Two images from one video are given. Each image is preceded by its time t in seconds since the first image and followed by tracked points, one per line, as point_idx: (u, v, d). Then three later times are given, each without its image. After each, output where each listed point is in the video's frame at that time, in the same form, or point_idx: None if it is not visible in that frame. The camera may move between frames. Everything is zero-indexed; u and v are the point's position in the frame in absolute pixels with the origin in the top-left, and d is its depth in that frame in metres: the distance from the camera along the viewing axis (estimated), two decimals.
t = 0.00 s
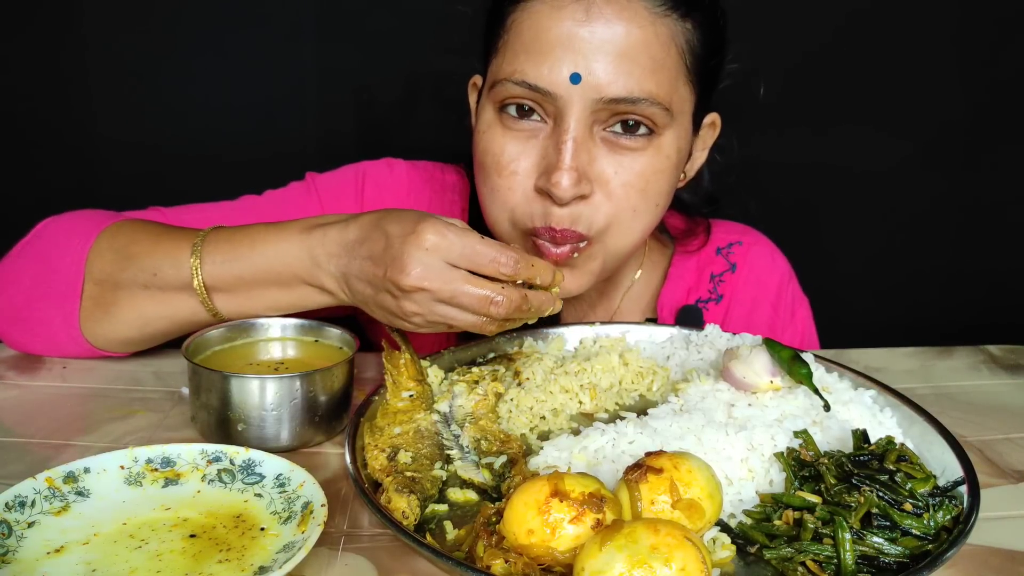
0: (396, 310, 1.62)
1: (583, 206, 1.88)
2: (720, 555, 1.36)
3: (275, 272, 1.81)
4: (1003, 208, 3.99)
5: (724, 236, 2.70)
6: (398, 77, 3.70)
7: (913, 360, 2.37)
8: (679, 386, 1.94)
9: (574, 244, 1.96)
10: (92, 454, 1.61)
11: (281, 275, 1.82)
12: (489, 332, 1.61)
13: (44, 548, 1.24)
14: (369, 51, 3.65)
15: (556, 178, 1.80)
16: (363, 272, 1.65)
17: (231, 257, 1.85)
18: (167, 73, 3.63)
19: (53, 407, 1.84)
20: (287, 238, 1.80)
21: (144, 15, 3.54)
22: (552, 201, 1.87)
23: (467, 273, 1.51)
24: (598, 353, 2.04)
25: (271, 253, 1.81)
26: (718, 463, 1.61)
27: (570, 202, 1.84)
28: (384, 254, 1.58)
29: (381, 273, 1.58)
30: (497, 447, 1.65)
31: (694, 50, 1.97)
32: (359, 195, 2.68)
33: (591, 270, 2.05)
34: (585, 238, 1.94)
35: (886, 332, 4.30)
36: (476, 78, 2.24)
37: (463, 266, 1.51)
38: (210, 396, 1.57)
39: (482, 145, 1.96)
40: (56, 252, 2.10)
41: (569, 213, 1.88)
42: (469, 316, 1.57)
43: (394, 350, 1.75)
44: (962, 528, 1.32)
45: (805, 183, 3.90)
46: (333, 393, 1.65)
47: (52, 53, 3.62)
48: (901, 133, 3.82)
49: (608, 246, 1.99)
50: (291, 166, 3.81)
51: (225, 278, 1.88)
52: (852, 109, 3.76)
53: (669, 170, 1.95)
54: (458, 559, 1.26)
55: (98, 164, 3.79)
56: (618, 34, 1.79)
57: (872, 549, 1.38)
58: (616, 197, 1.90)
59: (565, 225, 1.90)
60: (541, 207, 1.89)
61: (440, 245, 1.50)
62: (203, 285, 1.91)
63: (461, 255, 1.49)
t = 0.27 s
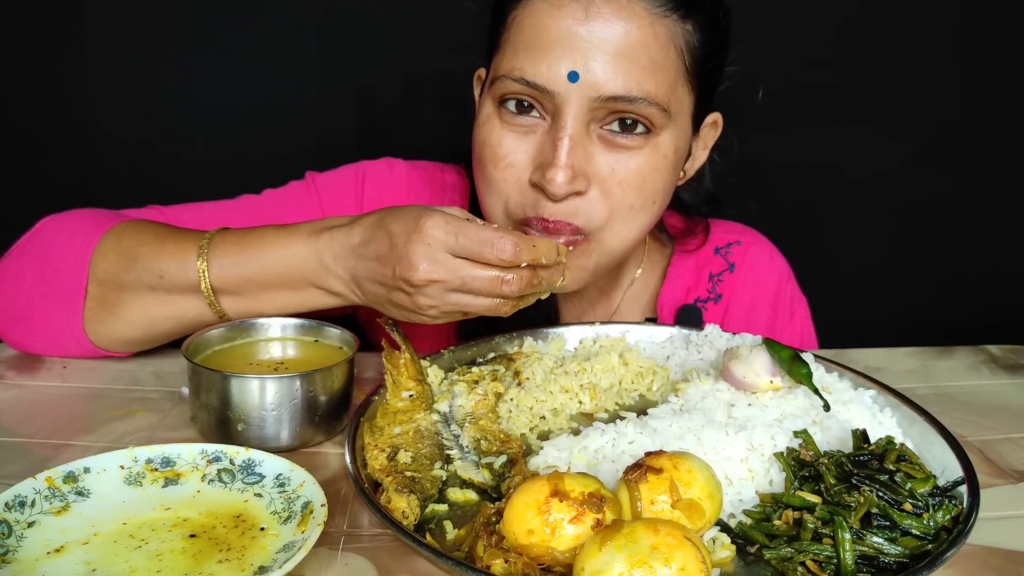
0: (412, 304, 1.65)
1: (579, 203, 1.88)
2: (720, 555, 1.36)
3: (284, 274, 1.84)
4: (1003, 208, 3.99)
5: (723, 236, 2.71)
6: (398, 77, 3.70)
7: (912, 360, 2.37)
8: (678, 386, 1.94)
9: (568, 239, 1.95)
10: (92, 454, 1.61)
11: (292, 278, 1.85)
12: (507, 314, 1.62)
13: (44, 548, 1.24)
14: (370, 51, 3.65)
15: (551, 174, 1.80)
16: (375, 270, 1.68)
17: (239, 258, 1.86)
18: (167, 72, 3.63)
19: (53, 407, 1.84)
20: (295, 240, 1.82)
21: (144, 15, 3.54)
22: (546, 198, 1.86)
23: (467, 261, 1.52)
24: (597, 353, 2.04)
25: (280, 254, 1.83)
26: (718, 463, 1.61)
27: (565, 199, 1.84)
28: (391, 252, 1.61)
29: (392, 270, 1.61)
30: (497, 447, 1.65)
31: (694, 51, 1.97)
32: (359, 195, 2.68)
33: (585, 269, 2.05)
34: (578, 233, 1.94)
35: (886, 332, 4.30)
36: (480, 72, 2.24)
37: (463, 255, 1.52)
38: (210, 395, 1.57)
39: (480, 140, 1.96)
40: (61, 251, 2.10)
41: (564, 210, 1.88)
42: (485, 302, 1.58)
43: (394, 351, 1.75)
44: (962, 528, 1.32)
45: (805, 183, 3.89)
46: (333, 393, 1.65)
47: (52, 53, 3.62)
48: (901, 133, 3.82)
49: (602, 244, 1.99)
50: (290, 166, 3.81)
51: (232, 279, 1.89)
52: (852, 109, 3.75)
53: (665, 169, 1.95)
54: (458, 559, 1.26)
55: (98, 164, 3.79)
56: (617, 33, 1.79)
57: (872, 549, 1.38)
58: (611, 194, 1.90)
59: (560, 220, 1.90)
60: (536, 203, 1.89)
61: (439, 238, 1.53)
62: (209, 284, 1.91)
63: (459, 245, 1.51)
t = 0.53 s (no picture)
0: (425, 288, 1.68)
1: (568, 202, 1.87)
2: (720, 555, 1.36)
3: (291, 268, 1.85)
4: (1003, 208, 3.99)
5: (723, 236, 2.71)
6: (398, 77, 3.70)
7: (912, 360, 2.37)
8: (678, 386, 1.94)
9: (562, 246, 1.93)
10: (93, 454, 1.61)
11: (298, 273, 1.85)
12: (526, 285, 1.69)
13: (44, 547, 1.24)
14: (370, 51, 3.65)
15: (542, 170, 1.78)
16: (384, 258, 1.69)
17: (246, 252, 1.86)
18: (167, 73, 3.63)
19: (53, 407, 1.84)
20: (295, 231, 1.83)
21: (144, 15, 3.54)
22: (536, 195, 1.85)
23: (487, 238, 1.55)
24: (598, 353, 2.04)
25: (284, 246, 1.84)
26: (718, 463, 1.61)
27: (555, 197, 1.83)
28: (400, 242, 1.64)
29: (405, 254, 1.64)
30: (497, 447, 1.65)
31: (695, 58, 1.97)
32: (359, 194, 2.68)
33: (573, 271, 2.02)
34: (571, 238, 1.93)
35: (886, 332, 4.30)
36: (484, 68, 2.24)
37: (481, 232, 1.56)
38: (210, 395, 1.58)
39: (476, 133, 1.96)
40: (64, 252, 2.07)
41: (554, 208, 1.87)
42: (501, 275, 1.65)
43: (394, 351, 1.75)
44: (962, 528, 1.32)
45: (806, 183, 3.89)
46: (333, 393, 1.66)
47: (52, 53, 3.62)
48: (902, 133, 3.82)
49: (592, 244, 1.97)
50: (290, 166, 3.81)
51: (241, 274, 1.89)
52: (853, 109, 3.75)
53: (658, 174, 1.94)
54: (458, 558, 1.26)
55: (99, 164, 3.79)
56: (616, 32, 1.79)
57: (872, 549, 1.38)
58: (602, 195, 1.88)
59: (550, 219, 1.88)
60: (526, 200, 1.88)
61: (457, 221, 1.55)
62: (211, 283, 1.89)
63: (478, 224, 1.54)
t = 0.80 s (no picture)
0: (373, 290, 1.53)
1: (591, 218, 1.92)
2: (720, 555, 1.36)
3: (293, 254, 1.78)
4: (1003, 208, 3.99)
5: (725, 236, 2.71)
6: (398, 77, 3.69)
7: (912, 360, 2.37)
8: (678, 386, 1.94)
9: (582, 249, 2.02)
10: (93, 454, 1.61)
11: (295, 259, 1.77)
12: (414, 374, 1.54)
13: (44, 547, 1.24)
14: (370, 51, 3.64)
15: (566, 192, 1.82)
16: (368, 254, 1.58)
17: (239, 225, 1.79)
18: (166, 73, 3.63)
19: (53, 407, 1.84)
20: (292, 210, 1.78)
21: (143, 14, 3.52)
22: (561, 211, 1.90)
23: (466, 308, 1.49)
24: (597, 353, 2.04)
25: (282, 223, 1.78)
26: (718, 463, 1.61)
27: (580, 214, 1.88)
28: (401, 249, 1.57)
29: (401, 254, 1.56)
30: (497, 447, 1.65)
31: (711, 68, 1.97)
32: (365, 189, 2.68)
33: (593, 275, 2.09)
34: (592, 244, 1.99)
35: (887, 332, 4.29)
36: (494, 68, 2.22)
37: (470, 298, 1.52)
38: (210, 395, 1.57)
39: (496, 148, 1.97)
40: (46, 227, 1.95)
41: (578, 222, 1.92)
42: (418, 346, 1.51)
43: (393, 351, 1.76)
44: (962, 528, 1.32)
45: (806, 183, 3.89)
46: (333, 393, 1.66)
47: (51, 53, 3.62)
48: (902, 133, 3.82)
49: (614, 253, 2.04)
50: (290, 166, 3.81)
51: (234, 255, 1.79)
52: (854, 109, 3.75)
53: (678, 187, 1.96)
54: (458, 559, 1.26)
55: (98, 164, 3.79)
56: (637, 53, 1.78)
57: (872, 549, 1.38)
58: (624, 210, 1.92)
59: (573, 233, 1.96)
60: (551, 215, 1.93)
61: (472, 269, 1.52)
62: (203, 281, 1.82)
63: (479, 292, 1.51)
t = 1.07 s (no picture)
0: (371, 277, 1.51)
1: (604, 206, 1.91)
2: (719, 555, 1.36)
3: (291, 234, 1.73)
4: (1003, 207, 3.99)
5: (731, 236, 2.71)
6: (398, 77, 3.69)
7: (912, 360, 2.37)
8: (678, 386, 1.94)
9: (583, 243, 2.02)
10: (92, 454, 1.61)
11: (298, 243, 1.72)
12: (385, 379, 1.46)
13: (44, 548, 1.24)
14: (371, 51, 3.64)
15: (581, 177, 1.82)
16: (378, 247, 1.58)
17: (263, 218, 1.74)
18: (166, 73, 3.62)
19: (52, 407, 1.84)
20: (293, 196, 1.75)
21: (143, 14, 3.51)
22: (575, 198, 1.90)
23: (459, 322, 1.45)
24: (597, 353, 2.04)
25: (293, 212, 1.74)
26: (718, 463, 1.61)
27: (593, 201, 1.88)
28: (413, 252, 1.57)
29: (411, 254, 1.55)
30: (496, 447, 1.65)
31: (727, 62, 1.97)
32: (380, 178, 2.63)
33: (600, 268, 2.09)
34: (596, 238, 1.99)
35: (887, 332, 4.29)
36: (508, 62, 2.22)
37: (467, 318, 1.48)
38: (210, 396, 1.57)
39: (512, 137, 1.97)
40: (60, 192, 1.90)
41: (590, 210, 1.92)
42: (399, 349, 1.46)
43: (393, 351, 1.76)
44: (962, 528, 1.32)
45: (806, 183, 3.88)
46: (333, 394, 1.66)
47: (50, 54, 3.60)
48: (902, 133, 3.81)
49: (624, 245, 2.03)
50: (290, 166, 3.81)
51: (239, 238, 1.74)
52: (855, 109, 3.74)
53: (690, 177, 1.96)
54: (458, 558, 1.26)
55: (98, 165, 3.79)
56: (655, 41, 1.79)
57: (872, 549, 1.38)
58: (636, 199, 1.92)
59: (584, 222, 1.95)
60: (564, 203, 1.93)
61: (478, 286, 1.49)
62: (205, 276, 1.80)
63: (480, 311, 1.48)
